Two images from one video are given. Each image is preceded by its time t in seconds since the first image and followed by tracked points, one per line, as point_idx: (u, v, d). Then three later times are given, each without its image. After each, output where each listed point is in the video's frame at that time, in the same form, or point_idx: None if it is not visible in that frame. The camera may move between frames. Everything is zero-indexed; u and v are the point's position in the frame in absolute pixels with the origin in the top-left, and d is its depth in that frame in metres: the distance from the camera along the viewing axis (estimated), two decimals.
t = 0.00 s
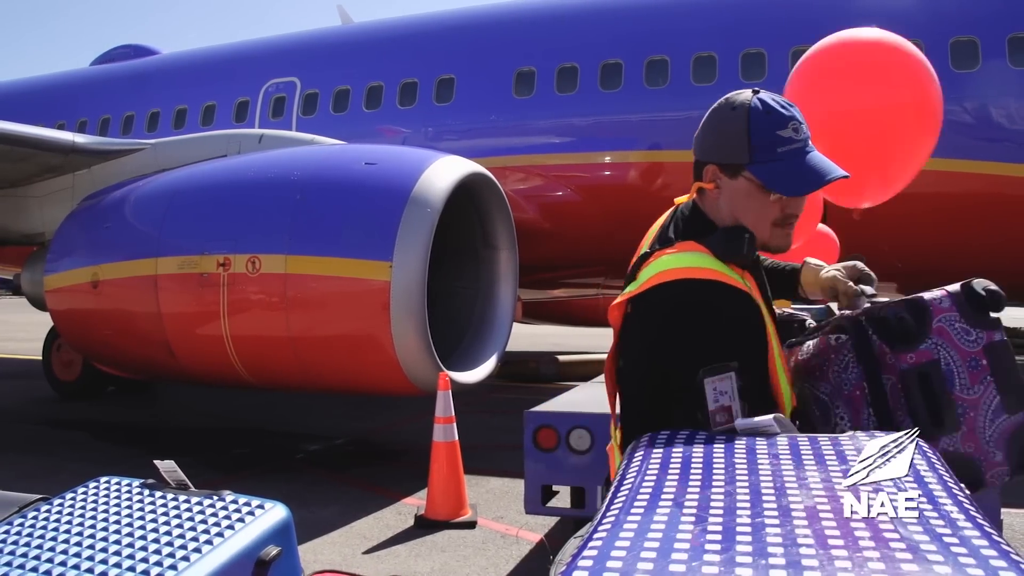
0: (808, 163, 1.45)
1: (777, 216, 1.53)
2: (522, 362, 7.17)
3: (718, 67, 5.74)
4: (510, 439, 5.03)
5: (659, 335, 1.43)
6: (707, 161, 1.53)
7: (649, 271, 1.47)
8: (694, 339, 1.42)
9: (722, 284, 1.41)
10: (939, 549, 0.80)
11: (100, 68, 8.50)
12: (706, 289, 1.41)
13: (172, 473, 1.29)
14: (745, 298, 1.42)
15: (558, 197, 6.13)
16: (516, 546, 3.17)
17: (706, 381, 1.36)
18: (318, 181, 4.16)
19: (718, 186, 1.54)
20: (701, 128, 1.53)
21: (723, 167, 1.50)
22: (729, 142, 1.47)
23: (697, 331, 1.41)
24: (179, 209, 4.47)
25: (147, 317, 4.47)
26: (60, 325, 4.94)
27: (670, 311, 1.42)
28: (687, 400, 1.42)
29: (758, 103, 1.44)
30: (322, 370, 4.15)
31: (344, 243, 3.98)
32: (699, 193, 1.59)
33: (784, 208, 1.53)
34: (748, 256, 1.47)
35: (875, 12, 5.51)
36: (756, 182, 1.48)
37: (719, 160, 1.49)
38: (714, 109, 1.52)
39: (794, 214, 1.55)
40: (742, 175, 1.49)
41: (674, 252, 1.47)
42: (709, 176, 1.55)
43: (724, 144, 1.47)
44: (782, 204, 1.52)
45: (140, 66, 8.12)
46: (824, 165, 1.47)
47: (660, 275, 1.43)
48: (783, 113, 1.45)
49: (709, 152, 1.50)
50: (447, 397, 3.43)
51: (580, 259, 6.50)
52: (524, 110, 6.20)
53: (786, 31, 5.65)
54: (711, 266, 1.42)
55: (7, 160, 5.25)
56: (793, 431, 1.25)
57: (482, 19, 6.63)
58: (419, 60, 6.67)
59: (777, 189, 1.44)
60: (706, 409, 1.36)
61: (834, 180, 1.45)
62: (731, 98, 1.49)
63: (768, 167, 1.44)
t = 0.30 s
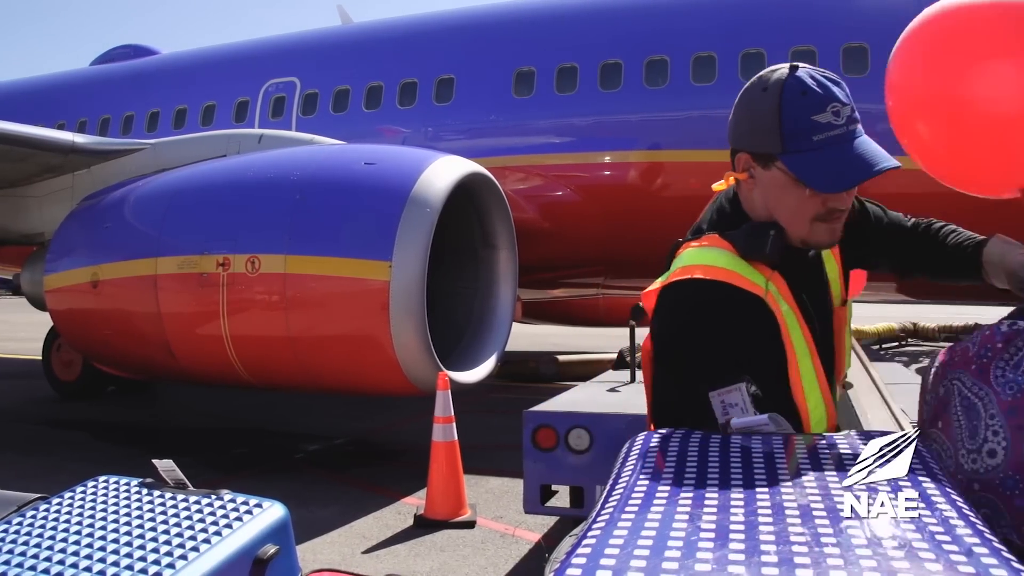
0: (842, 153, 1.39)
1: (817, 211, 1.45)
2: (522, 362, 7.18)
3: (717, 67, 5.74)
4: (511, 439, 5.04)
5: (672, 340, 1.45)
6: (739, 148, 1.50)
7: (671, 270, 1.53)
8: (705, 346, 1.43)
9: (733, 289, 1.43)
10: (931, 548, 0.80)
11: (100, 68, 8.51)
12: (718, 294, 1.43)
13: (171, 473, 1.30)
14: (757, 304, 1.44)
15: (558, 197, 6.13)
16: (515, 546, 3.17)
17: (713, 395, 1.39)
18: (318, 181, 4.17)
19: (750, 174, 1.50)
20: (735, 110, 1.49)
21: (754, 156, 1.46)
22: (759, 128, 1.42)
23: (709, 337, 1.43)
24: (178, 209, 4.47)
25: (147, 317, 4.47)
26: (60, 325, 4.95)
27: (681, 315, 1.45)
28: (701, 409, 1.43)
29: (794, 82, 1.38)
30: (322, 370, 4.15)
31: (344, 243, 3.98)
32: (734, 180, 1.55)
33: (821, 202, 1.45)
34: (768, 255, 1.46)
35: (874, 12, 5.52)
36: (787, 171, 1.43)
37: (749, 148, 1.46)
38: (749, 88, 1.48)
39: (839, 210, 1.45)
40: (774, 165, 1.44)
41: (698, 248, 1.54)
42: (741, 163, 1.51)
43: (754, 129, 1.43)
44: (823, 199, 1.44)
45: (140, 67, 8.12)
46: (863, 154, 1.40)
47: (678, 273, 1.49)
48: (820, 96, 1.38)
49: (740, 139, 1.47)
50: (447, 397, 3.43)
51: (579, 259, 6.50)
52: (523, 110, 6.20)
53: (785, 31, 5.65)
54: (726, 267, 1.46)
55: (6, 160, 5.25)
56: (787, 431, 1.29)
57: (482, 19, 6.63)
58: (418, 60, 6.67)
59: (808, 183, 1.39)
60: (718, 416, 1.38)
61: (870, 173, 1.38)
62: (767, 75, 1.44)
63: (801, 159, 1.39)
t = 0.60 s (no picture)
0: (876, 172, 1.31)
1: (846, 232, 1.39)
2: (521, 362, 7.18)
3: (717, 68, 5.75)
4: (510, 439, 5.05)
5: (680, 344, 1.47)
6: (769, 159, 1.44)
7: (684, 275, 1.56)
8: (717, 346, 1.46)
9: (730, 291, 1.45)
10: (922, 547, 0.81)
11: (99, 68, 8.51)
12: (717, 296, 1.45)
13: (168, 472, 1.30)
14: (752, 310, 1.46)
15: (557, 197, 6.13)
16: (513, 545, 3.18)
17: (723, 391, 1.44)
18: (317, 181, 4.17)
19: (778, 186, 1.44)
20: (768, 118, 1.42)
21: (782, 168, 1.40)
22: (789, 141, 1.36)
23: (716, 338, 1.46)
24: (177, 210, 4.48)
25: (147, 317, 4.48)
26: (59, 325, 4.96)
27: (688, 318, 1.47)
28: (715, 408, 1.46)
29: (826, 94, 1.30)
30: (321, 370, 4.16)
31: (343, 243, 3.99)
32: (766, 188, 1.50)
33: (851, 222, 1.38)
34: (770, 267, 1.44)
35: (873, 12, 5.52)
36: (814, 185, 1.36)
37: (777, 161, 1.39)
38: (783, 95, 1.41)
39: (871, 231, 1.38)
40: (803, 180, 1.38)
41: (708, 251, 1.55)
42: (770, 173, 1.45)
43: (784, 142, 1.37)
44: (854, 219, 1.37)
45: (140, 67, 8.12)
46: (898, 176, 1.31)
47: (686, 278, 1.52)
48: (856, 109, 1.29)
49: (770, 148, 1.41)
50: (446, 397, 3.44)
51: (579, 259, 6.51)
52: (523, 110, 6.21)
53: (784, 31, 5.66)
54: (731, 269, 1.48)
55: (7, 160, 5.25)
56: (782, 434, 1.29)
57: (482, 19, 6.64)
58: (418, 60, 6.68)
59: (836, 204, 1.33)
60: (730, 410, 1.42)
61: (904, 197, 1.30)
62: (801, 83, 1.36)
63: (830, 176, 1.33)
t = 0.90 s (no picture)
0: (871, 175, 1.27)
1: (840, 236, 1.37)
2: (519, 362, 7.19)
3: (714, 68, 5.76)
4: (508, 439, 5.06)
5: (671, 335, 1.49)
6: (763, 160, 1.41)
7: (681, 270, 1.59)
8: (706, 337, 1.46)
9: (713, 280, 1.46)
10: (886, 546, 0.82)
11: (99, 68, 8.52)
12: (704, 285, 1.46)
13: (162, 470, 1.31)
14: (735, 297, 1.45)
15: (556, 197, 6.14)
16: (509, 544, 3.18)
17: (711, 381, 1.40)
18: (314, 181, 4.19)
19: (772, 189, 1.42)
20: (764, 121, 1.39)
21: (776, 171, 1.36)
22: (782, 145, 1.32)
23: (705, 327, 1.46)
24: (175, 210, 4.49)
25: (145, 317, 4.49)
26: (58, 326, 4.97)
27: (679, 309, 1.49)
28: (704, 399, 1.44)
29: (821, 96, 1.27)
30: (319, 370, 4.17)
31: (341, 243, 3.99)
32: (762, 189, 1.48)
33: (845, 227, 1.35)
34: (761, 258, 1.45)
35: (870, 13, 5.53)
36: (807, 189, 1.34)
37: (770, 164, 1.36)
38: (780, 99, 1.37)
39: (866, 235, 1.35)
40: (796, 185, 1.35)
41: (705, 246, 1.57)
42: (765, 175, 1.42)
43: (777, 145, 1.33)
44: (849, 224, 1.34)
45: (139, 67, 8.13)
46: (894, 180, 1.27)
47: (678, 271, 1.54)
48: (851, 112, 1.26)
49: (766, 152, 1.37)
50: (443, 397, 3.44)
51: (577, 259, 6.51)
52: (521, 110, 6.22)
53: (782, 31, 5.67)
54: (720, 259, 1.49)
55: (6, 160, 5.25)
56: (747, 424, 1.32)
57: (480, 20, 6.65)
58: (416, 61, 6.69)
59: (826, 208, 1.29)
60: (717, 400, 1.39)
61: (898, 201, 1.27)
62: (797, 87, 1.33)
63: (823, 178, 1.29)
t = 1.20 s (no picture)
0: (909, 184, 1.23)
1: (875, 248, 1.32)
2: (518, 362, 7.20)
3: (712, 69, 5.76)
4: (506, 439, 5.06)
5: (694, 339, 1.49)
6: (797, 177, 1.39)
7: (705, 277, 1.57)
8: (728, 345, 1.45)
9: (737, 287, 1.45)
10: (852, 544, 0.84)
11: (98, 68, 8.52)
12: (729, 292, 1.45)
13: (157, 469, 1.32)
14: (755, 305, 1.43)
15: (554, 197, 6.15)
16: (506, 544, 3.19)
17: (733, 391, 1.38)
18: (312, 182, 4.20)
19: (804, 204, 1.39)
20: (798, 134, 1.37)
21: (809, 183, 1.34)
22: (816, 154, 1.30)
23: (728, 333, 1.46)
24: (173, 210, 4.49)
25: (143, 316, 4.49)
26: (56, 326, 4.98)
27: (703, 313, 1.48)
28: (721, 407, 1.42)
29: (856, 103, 1.24)
30: (317, 370, 4.18)
31: (338, 244, 4.00)
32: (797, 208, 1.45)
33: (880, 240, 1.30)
34: (790, 274, 1.40)
35: (869, 13, 5.54)
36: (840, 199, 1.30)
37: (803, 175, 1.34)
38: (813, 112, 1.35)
39: (900, 249, 1.30)
40: (830, 194, 1.31)
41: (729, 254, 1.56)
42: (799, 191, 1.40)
43: (812, 154, 1.30)
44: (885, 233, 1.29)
45: (139, 67, 8.14)
46: (934, 189, 1.23)
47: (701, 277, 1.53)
48: (889, 120, 1.22)
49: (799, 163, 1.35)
50: (440, 397, 3.45)
51: (575, 259, 6.53)
52: (520, 110, 6.23)
53: (780, 32, 5.67)
54: (745, 266, 1.48)
55: (5, 160, 5.26)
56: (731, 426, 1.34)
57: (479, 20, 6.66)
58: (415, 61, 6.70)
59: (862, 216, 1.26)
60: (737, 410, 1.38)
61: (936, 210, 1.21)
62: (831, 94, 1.30)
63: (860, 187, 1.26)
